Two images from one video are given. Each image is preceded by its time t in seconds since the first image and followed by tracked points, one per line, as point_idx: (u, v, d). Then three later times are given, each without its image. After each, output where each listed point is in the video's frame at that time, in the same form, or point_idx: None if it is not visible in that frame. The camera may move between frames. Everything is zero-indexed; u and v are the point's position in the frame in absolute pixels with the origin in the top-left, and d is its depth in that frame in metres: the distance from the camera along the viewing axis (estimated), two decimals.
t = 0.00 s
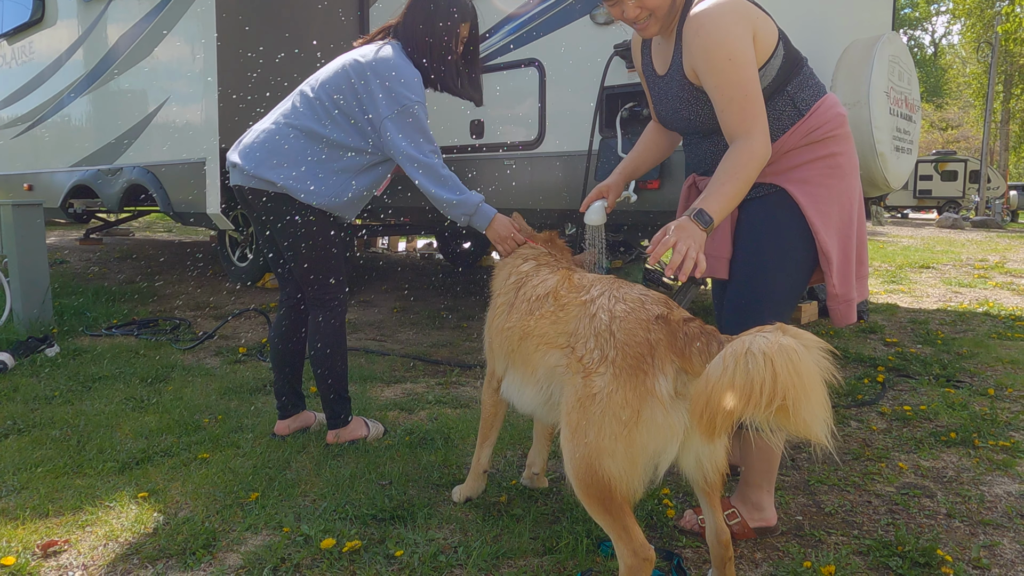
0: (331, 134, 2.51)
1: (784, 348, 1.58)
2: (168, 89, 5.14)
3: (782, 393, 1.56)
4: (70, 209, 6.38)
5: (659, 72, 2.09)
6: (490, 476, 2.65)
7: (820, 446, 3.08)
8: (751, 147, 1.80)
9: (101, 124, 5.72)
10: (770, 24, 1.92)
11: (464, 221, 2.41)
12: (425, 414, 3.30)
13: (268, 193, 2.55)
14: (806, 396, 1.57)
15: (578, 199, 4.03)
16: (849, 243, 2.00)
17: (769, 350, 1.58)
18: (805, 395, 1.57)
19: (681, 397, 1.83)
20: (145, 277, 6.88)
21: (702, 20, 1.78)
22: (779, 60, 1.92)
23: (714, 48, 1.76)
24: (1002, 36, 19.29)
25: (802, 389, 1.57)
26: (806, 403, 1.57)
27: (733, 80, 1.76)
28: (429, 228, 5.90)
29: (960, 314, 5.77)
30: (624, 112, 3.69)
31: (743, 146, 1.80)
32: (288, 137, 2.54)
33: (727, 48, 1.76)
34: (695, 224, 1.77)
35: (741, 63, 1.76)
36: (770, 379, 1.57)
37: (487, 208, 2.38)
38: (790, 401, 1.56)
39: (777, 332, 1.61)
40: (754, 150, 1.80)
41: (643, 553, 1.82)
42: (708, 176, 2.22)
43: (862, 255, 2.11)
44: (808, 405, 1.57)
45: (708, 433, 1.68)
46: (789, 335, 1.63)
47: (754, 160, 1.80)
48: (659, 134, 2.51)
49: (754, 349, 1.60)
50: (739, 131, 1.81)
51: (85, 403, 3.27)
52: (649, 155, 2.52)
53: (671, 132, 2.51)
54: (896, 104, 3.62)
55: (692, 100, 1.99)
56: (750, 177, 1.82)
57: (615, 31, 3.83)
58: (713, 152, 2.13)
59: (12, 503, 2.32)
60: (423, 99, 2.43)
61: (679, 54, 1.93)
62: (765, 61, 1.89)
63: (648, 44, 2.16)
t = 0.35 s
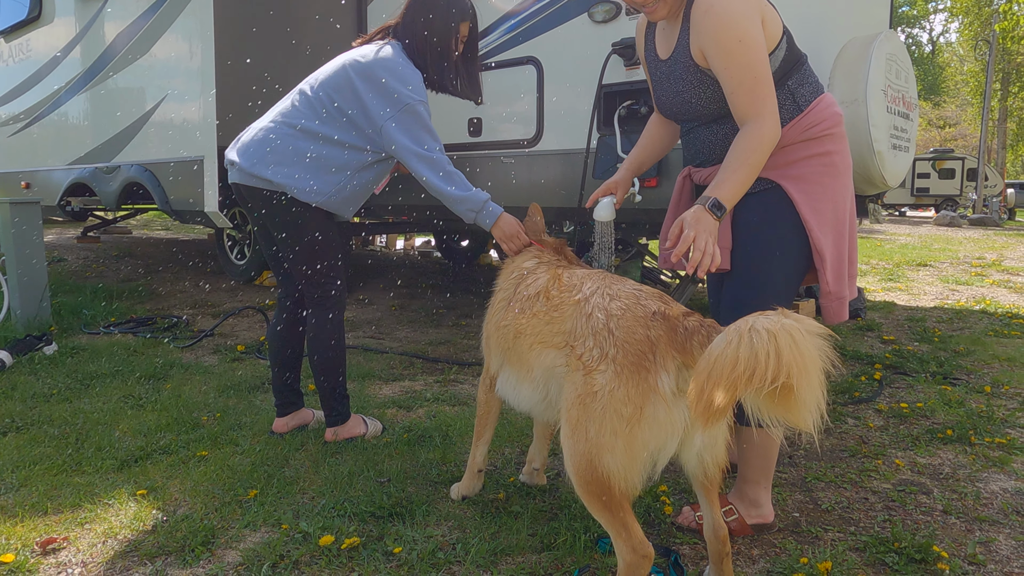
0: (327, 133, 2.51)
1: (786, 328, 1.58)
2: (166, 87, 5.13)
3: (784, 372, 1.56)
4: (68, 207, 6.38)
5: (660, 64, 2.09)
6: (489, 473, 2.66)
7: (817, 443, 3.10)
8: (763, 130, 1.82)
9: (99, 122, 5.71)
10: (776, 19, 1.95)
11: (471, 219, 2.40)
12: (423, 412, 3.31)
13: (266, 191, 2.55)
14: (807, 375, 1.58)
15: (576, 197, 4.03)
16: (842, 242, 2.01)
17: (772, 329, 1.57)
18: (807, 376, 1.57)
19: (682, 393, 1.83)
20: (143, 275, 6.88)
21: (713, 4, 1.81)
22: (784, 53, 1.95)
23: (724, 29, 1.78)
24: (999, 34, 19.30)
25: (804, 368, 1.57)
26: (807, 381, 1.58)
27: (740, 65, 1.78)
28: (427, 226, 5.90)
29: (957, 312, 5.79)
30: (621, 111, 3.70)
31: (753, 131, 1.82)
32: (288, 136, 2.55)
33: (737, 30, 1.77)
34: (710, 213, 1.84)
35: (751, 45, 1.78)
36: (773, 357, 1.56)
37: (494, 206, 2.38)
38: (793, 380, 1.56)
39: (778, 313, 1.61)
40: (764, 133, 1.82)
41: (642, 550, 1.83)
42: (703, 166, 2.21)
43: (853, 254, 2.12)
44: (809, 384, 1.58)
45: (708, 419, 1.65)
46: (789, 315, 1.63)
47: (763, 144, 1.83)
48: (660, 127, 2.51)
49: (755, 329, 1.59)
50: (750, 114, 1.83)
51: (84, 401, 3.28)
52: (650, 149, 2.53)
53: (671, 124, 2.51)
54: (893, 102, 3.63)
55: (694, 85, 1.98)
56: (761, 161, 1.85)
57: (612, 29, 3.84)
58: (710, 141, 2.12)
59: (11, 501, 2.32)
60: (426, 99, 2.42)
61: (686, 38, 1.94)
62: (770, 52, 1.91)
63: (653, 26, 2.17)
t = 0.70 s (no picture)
0: (326, 130, 2.52)
1: (782, 302, 1.58)
2: (163, 84, 5.12)
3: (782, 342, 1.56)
4: (65, 205, 6.37)
5: (660, 52, 2.10)
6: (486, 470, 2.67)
7: (813, 440, 3.11)
8: (769, 115, 1.83)
9: (96, 119, 5.70)
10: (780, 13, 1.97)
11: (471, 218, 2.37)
12: (421, 408, 3.31)
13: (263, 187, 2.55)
14: (807, 347, 1.57)
15: (574, 193, 4.04)
16: (833, 238, 2.02)
17: (768, 304, 1.58)
18: (808, 347, 1.57)
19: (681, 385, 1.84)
20: (141, 273, 6.87)
21: None
22: (785, 46, 1.97)
23: (730, 15, 1.79)
24: (996, 32, 19.33)
25: (804, 340, 1.57)
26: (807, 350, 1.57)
27: (747, 50, 1.79)
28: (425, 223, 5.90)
29: (953, 309, 5.80)
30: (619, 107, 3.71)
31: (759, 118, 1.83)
32: (287, 133, 2.55)
33: (744, 15, 1.79)
34: (720, 204, 1.86)
35: (757, 31, 1.79)
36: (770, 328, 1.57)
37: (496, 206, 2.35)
38: (794, 351, 1.56)
39: (773, 288, 1.62)
40: (771, 118, 1.83)
41: (638, 544, 1.83)
42: (697, 156, 2.21)
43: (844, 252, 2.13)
44: (810, 355, 1.58)
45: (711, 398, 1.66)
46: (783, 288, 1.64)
47: (771, 130, 1.83)
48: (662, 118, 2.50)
49: (750, 304, 1.60)
50: (757, 100, 1.84)
51: (82, 397, 3.28)
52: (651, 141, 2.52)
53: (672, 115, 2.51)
54: (890, 100, 3.64)
55: (697, 72, 1.99)
56: (769, 147, 1.85)
57: (610, 27, 3.84)
58: (707, 130, 2.11)
59: (8, 498, 2.32)
60: (428, 98, 2.42)
61: (690, 25, 1.95)
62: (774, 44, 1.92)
63: (656, 15, 2.18)
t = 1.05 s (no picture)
0: (323, 127, 2.51)
1: (750, 267, 1.62)
2: (160, 81, 5.11)
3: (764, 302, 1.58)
4: (62, 201, 6.35)
5: (660, 43, 2.11)
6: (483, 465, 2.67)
7: (810, 435, 3.12)
8: (773, 107, 1.83)
9: (92, 115, 5.69)
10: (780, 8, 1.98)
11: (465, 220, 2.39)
12: (418, 404, 3.32)
13: (260, 183, 2.55)
14: (789, 299, 1.59)
15: (571, 190, 4.04)
16: (825, 235, 2.03)
17: (738, 271, 1.61)
18: (789, 300, 1.59)
19: (682, 381, 1.83)
20: (138, 270, 6.86)
21: None
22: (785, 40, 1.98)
23: (736, 8, 1.80)
24: (994, 29, 19.34)
25: (781, 294, 1.59)
26: (794, 304, 1.59)
27: (751, 42, 1.80)
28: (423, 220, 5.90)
29: (950, 306, 5.82)
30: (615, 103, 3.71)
31: (762, 110, 1.83)
32: (283, 130, 2.54)
33: (748, 8, 1.80)
34: (724, 194, 1.86)
35: (762, 23, 1.80)
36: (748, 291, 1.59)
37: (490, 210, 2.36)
38: (774, 306, 1.58)
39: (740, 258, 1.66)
40: (775, 110, 1.83)
41: (638, 540, 1.84)
42: (693, 148, 2.21)
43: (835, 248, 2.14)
44: (793, 307, 1.59)
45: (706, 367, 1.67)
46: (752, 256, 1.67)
47: (774, 123, 1.83)
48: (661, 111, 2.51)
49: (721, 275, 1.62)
50: (762, 91, 1.84)
51: (78, 394, 3.27)
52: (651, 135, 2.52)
53: (671, 108, 2.51)
54: (887, 96, 3.64)
55: (698, 65, 1.99)
56: (772, 139, 1.86)
57: (607, 22, 3.85)
58: (703, 123, 2.11)
59: (5, 493, 2.32)
60: (427, 96, 2.42)
61: (693, 18, 1.95)
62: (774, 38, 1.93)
63: (657, 6, 2.18)
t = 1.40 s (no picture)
0: (321, 125, 2.50)
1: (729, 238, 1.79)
2: (156, 77, 5.10)
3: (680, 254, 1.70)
4: (57, 198, 6.34)
5: (660, 44, 2.10)
6: (480, 460, 2.67)
7: (806, 430, 3.13)
8: (770, 109, 1.83)
9: (88, 112, 5.67)
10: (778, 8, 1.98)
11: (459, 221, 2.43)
12: (415, 400, 3.32)
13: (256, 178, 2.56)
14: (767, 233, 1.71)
15: (568, 187, 4.04)
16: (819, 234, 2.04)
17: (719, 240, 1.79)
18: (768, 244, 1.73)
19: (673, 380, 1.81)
20: (134, 266, 6.84)
21: None
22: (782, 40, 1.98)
23: (733, 11, 1.80)
24: (991, 25, 19.36)
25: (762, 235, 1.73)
26: (718, 243, 1.64)
27: (748, 45, 1.80)
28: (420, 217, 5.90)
29: (946, 302, 5.84)
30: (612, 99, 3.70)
31: (759, 114, 1.83)
32: (280, 127, 2.54)
33: (745, 11, 1.80)
34: (721, 192, 1.86)
35: (759, 26, 1.79)
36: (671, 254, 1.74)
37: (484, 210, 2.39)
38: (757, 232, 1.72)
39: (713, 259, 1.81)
40: (772, 112, 1.83)
41: (630, 534, 1.84)
42: (693, 145, 2.20)
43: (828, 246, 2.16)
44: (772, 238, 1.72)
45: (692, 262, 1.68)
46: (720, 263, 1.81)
47: (771, 125, 1.83)
48: (660, 109, 2.47)
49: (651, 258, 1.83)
50: (759, 92, 1.83)
51: (75, 390, 3.27)
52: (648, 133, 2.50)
53: (667, 107, 2.47)
54: (883, 92, 3.65)
55: (696, 66, 1.99)
56: (769, 140, 1.85)
57: (604, 18, 3.86)
58: (701, 122, 2.12)
59: (2, 489, 2.32)
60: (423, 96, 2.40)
61: (690, 19, 1.95)
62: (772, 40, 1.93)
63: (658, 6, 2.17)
